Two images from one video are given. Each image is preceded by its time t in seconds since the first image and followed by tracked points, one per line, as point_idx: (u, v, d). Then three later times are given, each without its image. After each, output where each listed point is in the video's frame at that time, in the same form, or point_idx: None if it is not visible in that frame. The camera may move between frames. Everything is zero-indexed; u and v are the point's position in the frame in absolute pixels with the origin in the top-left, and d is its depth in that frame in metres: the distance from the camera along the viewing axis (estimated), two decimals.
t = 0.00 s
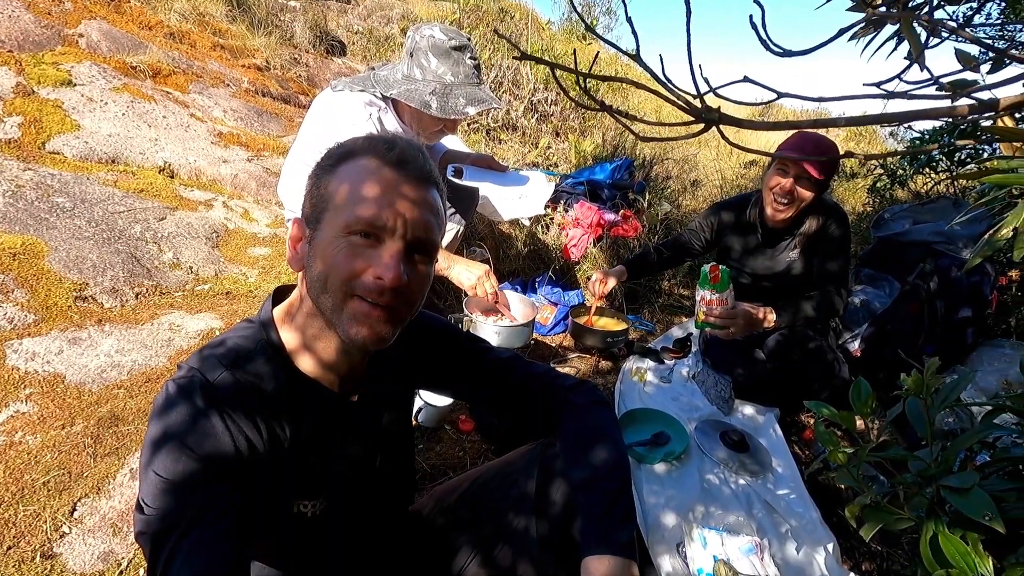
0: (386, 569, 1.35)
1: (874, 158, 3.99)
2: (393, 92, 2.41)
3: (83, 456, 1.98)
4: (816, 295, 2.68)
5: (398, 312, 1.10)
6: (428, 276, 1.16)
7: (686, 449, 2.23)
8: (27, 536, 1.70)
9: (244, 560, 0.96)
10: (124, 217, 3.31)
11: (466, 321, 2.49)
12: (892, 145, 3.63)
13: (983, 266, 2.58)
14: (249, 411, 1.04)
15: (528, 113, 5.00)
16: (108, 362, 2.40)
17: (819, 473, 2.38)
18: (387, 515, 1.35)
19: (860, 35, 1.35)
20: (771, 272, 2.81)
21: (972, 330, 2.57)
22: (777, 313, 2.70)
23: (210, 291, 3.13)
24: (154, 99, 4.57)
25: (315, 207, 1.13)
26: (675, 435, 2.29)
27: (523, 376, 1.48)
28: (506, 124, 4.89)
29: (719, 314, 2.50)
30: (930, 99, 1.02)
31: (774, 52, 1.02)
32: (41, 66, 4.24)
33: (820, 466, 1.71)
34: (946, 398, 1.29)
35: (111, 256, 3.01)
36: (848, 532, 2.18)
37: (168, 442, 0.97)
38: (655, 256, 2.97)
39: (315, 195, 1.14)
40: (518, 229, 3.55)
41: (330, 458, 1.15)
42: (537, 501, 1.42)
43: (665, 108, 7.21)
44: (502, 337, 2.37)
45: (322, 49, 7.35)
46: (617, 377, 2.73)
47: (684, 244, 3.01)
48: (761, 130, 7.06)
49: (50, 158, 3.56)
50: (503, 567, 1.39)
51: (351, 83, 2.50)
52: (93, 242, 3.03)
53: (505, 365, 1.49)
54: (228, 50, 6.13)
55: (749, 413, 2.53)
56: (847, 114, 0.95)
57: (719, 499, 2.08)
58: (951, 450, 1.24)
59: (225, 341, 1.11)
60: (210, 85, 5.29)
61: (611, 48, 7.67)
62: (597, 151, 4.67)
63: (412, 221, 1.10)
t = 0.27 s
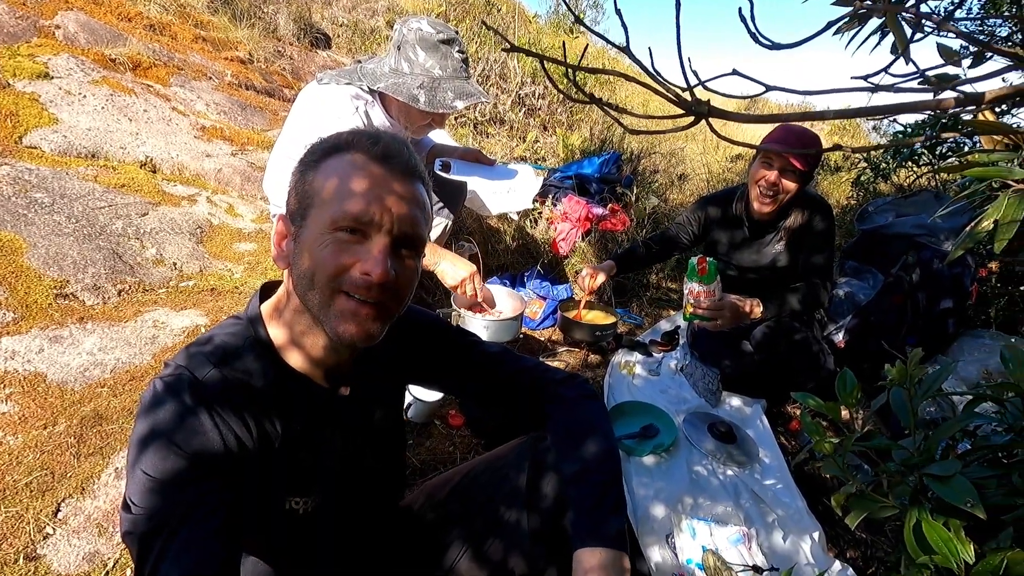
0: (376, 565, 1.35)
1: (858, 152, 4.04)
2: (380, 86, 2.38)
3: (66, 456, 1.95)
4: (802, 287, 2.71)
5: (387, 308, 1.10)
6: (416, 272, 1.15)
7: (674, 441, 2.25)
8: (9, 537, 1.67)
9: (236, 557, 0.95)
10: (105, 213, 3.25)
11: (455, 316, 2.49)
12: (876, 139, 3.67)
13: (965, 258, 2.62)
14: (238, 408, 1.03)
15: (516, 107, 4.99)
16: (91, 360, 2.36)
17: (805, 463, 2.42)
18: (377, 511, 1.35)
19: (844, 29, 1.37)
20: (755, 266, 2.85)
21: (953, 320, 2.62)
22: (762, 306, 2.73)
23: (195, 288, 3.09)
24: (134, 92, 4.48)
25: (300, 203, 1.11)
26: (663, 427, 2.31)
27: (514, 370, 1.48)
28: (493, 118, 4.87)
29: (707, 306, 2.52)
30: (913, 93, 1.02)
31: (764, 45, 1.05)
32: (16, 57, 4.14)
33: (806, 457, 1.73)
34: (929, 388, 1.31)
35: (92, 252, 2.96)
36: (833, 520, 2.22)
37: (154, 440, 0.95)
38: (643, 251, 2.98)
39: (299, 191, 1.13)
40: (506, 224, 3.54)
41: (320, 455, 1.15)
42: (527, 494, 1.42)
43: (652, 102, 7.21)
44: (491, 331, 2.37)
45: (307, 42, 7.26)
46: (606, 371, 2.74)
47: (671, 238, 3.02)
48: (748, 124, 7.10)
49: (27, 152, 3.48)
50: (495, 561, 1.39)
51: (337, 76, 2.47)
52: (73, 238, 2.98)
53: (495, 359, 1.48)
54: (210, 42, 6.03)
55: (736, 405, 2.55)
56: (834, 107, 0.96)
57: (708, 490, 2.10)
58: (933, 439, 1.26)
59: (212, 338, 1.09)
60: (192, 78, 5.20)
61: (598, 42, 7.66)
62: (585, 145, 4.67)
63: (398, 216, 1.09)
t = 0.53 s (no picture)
0: (380, 562, 1.35)
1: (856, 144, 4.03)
2: (377, 78, 2.36)
3: (63, 454, 1.93)
4: (800, 281, 2.71)
5: (389, 312, 1.09)
6: (419, 274, 1.13)
7: (673, 435, 2.25)
8: (7, 535, 1.65)
9: (238, 559, 0.95)
10: (98, 207, 3.21)
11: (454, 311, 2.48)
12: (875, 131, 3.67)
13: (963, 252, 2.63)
14: (239, 409, 1.02)
15: (513, 98, 4.95)
16: (87, 356, 2.34)
17: (803, 456, 2.43)
18: (380, 510, 1.34)
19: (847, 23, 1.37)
20: (752, 259, 2.86)
21: (950, 314, 2.63)
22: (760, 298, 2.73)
23: (190, 282, 3.07)
24: (126, 84, 4.43)
25: (301, 204, 1.10)
26: (662, 421, 2.31)
27: (515, 366, 1.47)
28: (490, 110, 4.84)
29: (706, 300, 2.52)
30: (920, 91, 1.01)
31: (778, 42, 0.99)
32: (5, 48, 4.07)
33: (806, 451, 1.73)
34: (930, 383, 1.31)
35: (85, 247, 2.92)
36: (830, 513, 2.24)
37: (154, 441, 0.94)
38: (642, 245, 2.97)
39: (300, 191, 1.11)
40: (504, 217, 3.53)
41: (323, 454, 1.14)
42: (529, 491, 1.42)
43: (649, 93, 7.18)
44: (490, 327, 2.36)
45: (300, 32, 7.18)
46: (605, 364, 2.74)
47: (670, 232, 3.02)
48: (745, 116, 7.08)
49: (18, 145, 3.44)
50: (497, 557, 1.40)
51: (333, 67, 2.44)
52: (66, 232, 2.94)
53: (497, 356, 1.47)
54: (202, 32, 5.96)
55: (735, 399, 2.56)
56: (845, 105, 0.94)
57: (707, 483, 2.11)
58: (935, 436, 1.26)
59: (213, 337, 1.08)
60: (185, 69, 5.13)
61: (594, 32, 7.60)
62: (582, 137, 4.65)
63: (400, 219, 1.07)
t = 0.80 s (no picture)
0: (374, 562, 1.35)
1: (856, 143, 4.02)
2: (379, 77, 2.36)
3: (61, 452, 1.93)
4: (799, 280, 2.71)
5: (382, 315, 1.10)
6: (412, 276, 1.14)
7: (672, 434, 2.25)
8: (4, 533, 1.65)
9: (231, 558, 0.95)
10: (97, 206, 3.22)
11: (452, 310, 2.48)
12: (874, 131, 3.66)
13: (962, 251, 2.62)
14: (232, 407, 1.02)
15: (512, 98, 4.95)
16: (85, 354, 2.34)
17: (802, 455, 2.43)
18: (375, 508, 1.34)
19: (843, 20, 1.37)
20: (752, 258, 2.85)
21: (949, 313, 2.63)
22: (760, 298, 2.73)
23: (189, 281, 3.07)
24: (126, 83, 4.43)
25: (293, 203, 1.09)
26: (661, 420, 2.31)
27: (512, 365, 1.47)
28: (490, 109, 4.84)
29: (706, 298, 2.52)
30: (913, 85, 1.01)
31: (769, 36, 0.99)
32: (5, 47, 4.08)
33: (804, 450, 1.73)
34: (927, 382, 1.31)
35: (84, 246, 2.92)
36: (829, 512, 2.23)
37: (147, 439, 0.94)
38: (639, 242, 2.99)
39: (292, 190, 1.10)
40: (503, 216, 3.53)
41: (316, 453, 1.13)
42: (525, 489, 1.42)
43: (649, 93, 7.17)
44: (488, 326, 2.35)
45: (301, 32, 7.18)
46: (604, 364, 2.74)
47: (669, 231, 3.03)
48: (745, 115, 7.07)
49: (18, 144, 3.44)
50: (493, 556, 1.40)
51: (334, 66, 2.44)
52: (66, 231, 2.95)
53: (493, 355, 1.47)
54: (203, 32, 5.97)
55: (734, 398, 2.56)
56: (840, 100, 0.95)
57: (705, 482, 2.10)
58: (932, 434, 1.26)
59: (206, 335, 1.08)
60: (185, 68, 5.14)
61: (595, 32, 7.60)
62: (582, 137, 4.65)
63: (393, 221, 1.08)
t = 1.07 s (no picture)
0: (370, 566, 1.34)
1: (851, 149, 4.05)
2: (376, 81, 2.37)
3: (55, 457, 1.92)
4: (795, 283, 2.70)
5: (382, 319, 1.10)
6: (409, 278, 1.15)
7: (669, 438, 2.24)
8: None
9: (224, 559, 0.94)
10: (93, 211, 3.21)
11: (449, 314, 2.48)
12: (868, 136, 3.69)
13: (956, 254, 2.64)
14: (225, 410, 1.02)
15: (509, 104, 4.97)
16: (80, 360, 2.33)
17: (799, 459, 2.43)
18: (371, 511, 1.34)
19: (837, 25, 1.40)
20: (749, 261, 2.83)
21: (944, 317, 2.65)
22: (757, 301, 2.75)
23: (186, 286, 3.06)
24: (123, 89, 4.43)
25: (285, 210, 1.08)
26: (658, 424, 2.30)
27: (509, 368, 1.47)
28: (487, 115, 4.85)
29: (702, 299, 2.52)
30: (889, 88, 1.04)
31: (761, 35, 1.05)
32: (2, 53, 4.08)
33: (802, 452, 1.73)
34: (923, 383, 1.31)
35: (80, 251, 2.92)
36: (827, 516, 2.23)
37: (140, 441, 0.94)
38: (636, 246, 3.00)
39: (281, 196, 1.10)
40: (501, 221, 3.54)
41: (310, 456, 1.13)
42: (522, 492, 1.42)
43: (646, 99, 7.21)
44: (485, 329, 2.36)
45: (298, 39, 7.21)
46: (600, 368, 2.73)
47: (667, 236, 3.05)
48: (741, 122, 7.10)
49: (14, 149, 3.43)
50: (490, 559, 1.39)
51: (332, 70, 2.46)
52: (62, 236, 2.94)
53: (490, 357, 1.47)
54: (200, 38, 5.98)
55: (731, 402, 2.56)
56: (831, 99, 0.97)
57: (703, 486, 2.10)
58: (927, 435, 1.27)
59: (199, 339, 1.08)
60: (182, 75, 5.15)
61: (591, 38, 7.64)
62: (578, 143, 4.66)
63: (389, 225, 1.08)
